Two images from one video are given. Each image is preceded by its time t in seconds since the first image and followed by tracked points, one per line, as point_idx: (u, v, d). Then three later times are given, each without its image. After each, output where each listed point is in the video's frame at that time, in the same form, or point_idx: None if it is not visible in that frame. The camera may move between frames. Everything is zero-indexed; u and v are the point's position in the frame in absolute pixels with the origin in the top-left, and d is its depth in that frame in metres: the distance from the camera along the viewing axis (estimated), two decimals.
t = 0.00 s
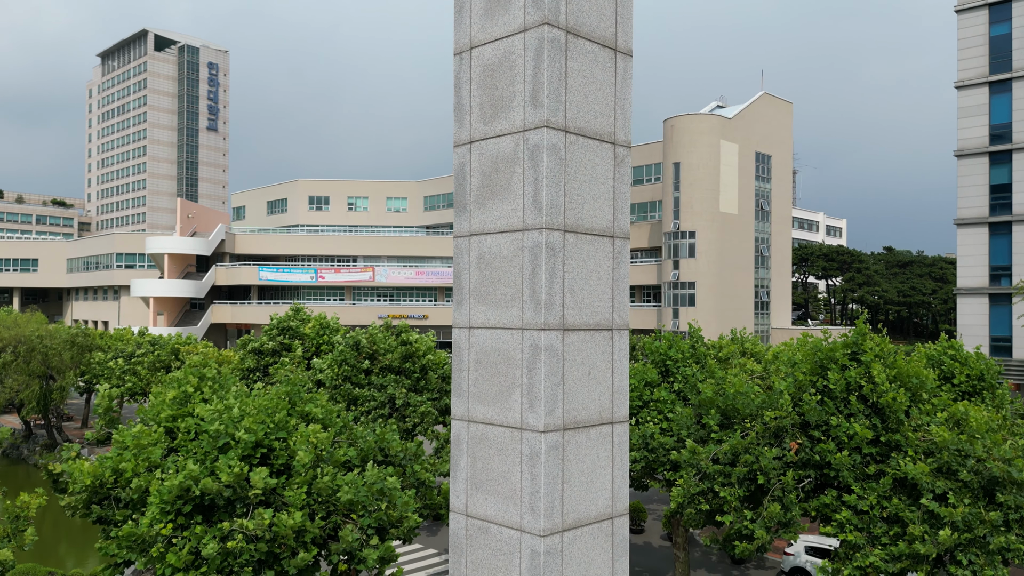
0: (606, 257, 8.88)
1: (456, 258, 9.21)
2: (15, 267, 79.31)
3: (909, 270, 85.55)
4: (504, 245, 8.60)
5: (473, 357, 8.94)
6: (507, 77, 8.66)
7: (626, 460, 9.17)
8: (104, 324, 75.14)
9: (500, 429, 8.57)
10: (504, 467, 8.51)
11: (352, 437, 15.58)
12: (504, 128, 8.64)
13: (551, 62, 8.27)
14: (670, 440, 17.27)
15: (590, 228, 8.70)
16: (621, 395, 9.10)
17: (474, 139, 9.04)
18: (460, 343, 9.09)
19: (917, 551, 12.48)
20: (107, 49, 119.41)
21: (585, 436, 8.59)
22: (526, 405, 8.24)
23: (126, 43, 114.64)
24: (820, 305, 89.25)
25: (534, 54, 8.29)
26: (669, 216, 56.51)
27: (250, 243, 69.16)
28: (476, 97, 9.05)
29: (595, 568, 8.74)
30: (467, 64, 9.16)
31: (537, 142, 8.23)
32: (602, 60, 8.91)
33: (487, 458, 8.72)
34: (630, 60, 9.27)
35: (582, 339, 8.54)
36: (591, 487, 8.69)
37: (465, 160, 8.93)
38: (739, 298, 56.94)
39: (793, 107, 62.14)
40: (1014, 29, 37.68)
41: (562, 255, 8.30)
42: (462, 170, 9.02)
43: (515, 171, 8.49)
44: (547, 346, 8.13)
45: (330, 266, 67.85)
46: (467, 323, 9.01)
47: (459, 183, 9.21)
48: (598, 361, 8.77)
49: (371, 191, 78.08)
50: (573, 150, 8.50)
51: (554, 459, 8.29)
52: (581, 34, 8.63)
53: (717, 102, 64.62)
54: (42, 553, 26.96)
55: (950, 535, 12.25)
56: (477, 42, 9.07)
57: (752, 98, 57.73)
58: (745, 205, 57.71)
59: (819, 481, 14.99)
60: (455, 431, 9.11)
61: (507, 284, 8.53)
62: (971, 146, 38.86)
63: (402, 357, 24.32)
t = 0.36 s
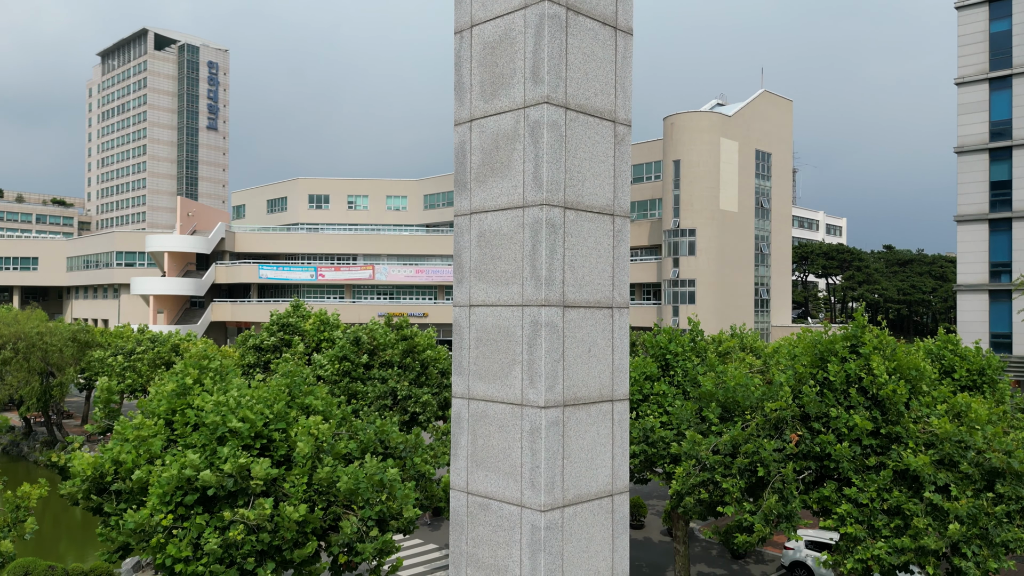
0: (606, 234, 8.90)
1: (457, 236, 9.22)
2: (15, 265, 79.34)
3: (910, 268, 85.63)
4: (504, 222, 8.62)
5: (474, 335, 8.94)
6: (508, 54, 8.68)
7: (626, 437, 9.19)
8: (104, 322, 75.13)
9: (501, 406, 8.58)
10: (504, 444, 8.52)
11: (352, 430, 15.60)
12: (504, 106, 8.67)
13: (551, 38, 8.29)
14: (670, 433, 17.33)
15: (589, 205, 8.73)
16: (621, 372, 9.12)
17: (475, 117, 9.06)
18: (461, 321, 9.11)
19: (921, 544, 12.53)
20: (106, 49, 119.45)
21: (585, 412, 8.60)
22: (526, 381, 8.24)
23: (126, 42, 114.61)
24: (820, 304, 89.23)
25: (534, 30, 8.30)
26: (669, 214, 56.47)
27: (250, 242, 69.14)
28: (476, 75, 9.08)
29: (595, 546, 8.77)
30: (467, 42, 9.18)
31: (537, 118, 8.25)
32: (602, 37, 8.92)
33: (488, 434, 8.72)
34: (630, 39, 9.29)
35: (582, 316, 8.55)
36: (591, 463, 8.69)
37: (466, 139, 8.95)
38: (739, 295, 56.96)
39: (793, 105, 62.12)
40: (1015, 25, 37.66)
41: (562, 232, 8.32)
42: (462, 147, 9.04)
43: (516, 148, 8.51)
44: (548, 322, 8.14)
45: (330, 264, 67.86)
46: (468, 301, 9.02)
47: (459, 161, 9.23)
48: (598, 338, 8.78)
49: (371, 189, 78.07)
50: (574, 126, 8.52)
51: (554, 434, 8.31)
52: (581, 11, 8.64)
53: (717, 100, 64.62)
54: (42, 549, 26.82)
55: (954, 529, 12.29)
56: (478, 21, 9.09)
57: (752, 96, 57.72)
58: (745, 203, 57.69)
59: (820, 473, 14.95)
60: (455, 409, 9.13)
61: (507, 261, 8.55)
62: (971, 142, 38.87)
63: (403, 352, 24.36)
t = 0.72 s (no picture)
0: (609, 211, 8.96)
1: (459, 214, 9.23)
2: (15, 264, 79.39)
3: (909, 267, 85.70)
4: (507, 199, 8.65)
5: (475, 313, 8.95)
6: (510, 30, 8.71)
7: (628, 415, 9.22)
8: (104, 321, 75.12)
9: (503, 383, 8.58)
10: (506, 423, 8.52)
11: (352, 422, 15.62)
12: (507, 82, 8.70)
13: (554, 15, 8.33)
14: (670, 426, 17.34)
15: (592, 182, 8.77)
16: (624, 350, 9.16)
17: (477, 95, 9.08)
18: (463, 300, 9.12)
19: (924, 536, 12.53)
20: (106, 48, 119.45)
21: (587, 390, 8.62)
22: (529, 357, 8.25)
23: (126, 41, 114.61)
24: (820, 302, 89.19)
25: (537, 6, 8.34)
26: (669, 212, 56.44)
27: (250, 240, 69.14)
28: (478, 53, 9.13)
29: (597, 524, 8.77)
30: (469, 20, 9.21)
31: (540, 93, 8.28)
32: (605, 15, 8.97)
33: (490, 411, 8.71)
34: (632, 18, 9.34)
35: (584, 293, 8.59)
36: (593, 441, 8.71)
37: (468, 115, 8.98)
38: (739, 293, 56.97)
39: (792, 102, 62.11)
40: (1014, 22, 37.66)
41: (565, 208, 8.36)
42: (465, 125, 9.07)
43: (518, 124, 8.55)
44: (550, 299, 8.15)
45: (330, 263, 67.84)
46: (469, 279, 9.02)
47: (461, 139, 9.25)
48: (600, 316, 8.81)
49: (371, 188, 78.07)
50: (576, 103, 8.56)
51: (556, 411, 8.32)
52: None
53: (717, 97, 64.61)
54: (41, 545, 26.75)
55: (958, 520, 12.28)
56: None
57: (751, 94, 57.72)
58: (745, 201, 57.69)
59: (821, 465, 14.94)
60: (456, 387, 9.13)
61: (509, 239, 8.58)
62: (971, 139, 38.87)
63: (403, 347, 24.39)
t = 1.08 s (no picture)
0: (611, 190, 8.98)
1: (461, 194, 9.25)
2: (15, 263, 79.46)
3: (909, 265, 85.76)
4: (509, 177, 8.67)
5: (478, 293, 8.97)
6: (512, 8, 8.73)
7: (631, 396, 9.21)
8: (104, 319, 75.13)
9: (504, 362, 8.58)
10: (508, 403, 8.52)
11: (353, 416, 15.62)
12: (508, 60, 8.73)
13: None
14: (671, 420, 17.35)
15: (594, 161, 8.78)
16: (626, 330, 9.16)
17: (479, 74, 9.11)
18: (464, 281, 9.15)
19: (924, 528, 12.54)
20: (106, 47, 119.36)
21: (589, 369, 8.62)
22: (530, 336, 8.25)
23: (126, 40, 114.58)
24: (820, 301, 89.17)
25: None
26: (669, 209, 56.36)
27: (250, 239, 69.13)
28: (480, 31, 9.16)
29: (599, 505, 8.75)
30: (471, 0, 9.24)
31: (541, 70, 8.30)
32: None
33: (492, 391, 8.71)
34: None
35: (586, 273, 8.59)
36: (595, 420, 8.70)
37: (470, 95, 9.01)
38: (739, 290, 56.97)
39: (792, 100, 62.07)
40: (1015, 18, 37.63)
41: (567, 186, 8.37)
42: (467, 104, 9.09)
43: (520, 102, 8.55)
44: (552, 277, 8.15)
45: (330, 261, 67.82)
46: (471, 259, 9.05)
47: (463, 119, 9.27)
48: (603, 296, 8.82)
49: (371, 186, 78.06)
50: (578, 81, 8.57)
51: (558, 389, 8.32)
52: None
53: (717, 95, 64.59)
54: (42, 541, 26.89)
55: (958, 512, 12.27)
56: None
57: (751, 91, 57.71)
58: (744, 198, 57.66)
59: (822, 458, 14.92)
60: (458, 368, 9.15)
61: (511, 217, 8.58)
62: (972, 135, 38.85)
63: (402, 342, 24.38)
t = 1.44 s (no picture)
0: (611, 168, 8.96)
1: (461, 172, 9.25)
2: (16, 261, 79.49)
3: (910, 263, 85.72)
4: (509, 154, 8.67)
5: (478, 272, 8.96)
6: None
7: (632, 375, 9.18)
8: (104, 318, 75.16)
9: (505, 340, 8.57)
10: (508, 381, 8.52)
11: (353, 410, 15.60)
12: (509, 37, 8.73)
13: None
14: (672, 414, 17.36)
15: (595, 138, 8.78)
16: (626, 309, 9.14)
17: (479, 50, 9.11)
18: (464, 259, 9.16)
19: (924, 519, 12.52)
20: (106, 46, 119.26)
21: (590, 347, 8.60)
22: (530, 312, 8.25)
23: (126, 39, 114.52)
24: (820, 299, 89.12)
25: None
26: (669, 207, 56.28)
27: (250, 237, 69.15)
28: (480, 9, 9.16)
29: (599, 483, 8.72)
30: None
31: (542, 45, 8.28)
32: None
33: (492, 368, 8.70)
34: None
35: (587, 250, 8.59)
36: (596, 398, 8.69)
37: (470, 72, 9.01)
38: (739, 288, 56.98)
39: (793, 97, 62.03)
40: (1015, 15, 37.59)
41: (567, 161, 8.36)
42: (467, 81, 9.08)
43: (520, 78, 8.55)
44: (553, 254, 8.15)
45: (330, 259, 67.81)
46: (471, 237, 9.06)
47: (463, 97, 9.28)
48: (603, 274, 8.81)
49: (371, 184, 78.04)
50: (579, 56, 8.55)
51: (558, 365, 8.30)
52: None
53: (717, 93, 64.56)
54: (42, 538, 26.93)
55: (958, 502, 12.27)
56: None
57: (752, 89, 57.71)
58: (745, 196, 57.64)
59: (822, 451, 14.89)
60: (459, 346, 9.14)
61: (511, 194, 8.60)
62: (972, 132, 38.81)
63: (400, 338, 24.34)
